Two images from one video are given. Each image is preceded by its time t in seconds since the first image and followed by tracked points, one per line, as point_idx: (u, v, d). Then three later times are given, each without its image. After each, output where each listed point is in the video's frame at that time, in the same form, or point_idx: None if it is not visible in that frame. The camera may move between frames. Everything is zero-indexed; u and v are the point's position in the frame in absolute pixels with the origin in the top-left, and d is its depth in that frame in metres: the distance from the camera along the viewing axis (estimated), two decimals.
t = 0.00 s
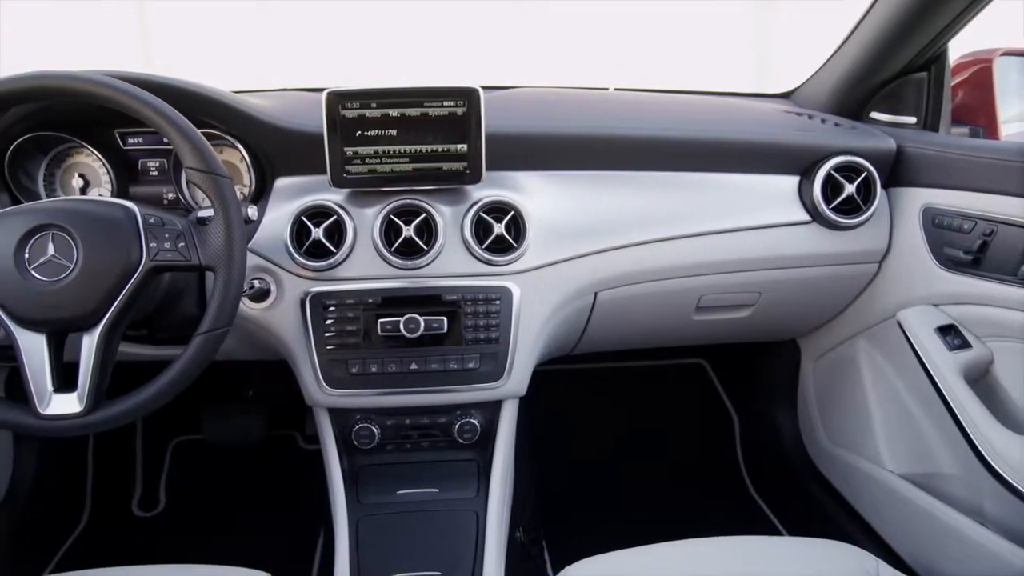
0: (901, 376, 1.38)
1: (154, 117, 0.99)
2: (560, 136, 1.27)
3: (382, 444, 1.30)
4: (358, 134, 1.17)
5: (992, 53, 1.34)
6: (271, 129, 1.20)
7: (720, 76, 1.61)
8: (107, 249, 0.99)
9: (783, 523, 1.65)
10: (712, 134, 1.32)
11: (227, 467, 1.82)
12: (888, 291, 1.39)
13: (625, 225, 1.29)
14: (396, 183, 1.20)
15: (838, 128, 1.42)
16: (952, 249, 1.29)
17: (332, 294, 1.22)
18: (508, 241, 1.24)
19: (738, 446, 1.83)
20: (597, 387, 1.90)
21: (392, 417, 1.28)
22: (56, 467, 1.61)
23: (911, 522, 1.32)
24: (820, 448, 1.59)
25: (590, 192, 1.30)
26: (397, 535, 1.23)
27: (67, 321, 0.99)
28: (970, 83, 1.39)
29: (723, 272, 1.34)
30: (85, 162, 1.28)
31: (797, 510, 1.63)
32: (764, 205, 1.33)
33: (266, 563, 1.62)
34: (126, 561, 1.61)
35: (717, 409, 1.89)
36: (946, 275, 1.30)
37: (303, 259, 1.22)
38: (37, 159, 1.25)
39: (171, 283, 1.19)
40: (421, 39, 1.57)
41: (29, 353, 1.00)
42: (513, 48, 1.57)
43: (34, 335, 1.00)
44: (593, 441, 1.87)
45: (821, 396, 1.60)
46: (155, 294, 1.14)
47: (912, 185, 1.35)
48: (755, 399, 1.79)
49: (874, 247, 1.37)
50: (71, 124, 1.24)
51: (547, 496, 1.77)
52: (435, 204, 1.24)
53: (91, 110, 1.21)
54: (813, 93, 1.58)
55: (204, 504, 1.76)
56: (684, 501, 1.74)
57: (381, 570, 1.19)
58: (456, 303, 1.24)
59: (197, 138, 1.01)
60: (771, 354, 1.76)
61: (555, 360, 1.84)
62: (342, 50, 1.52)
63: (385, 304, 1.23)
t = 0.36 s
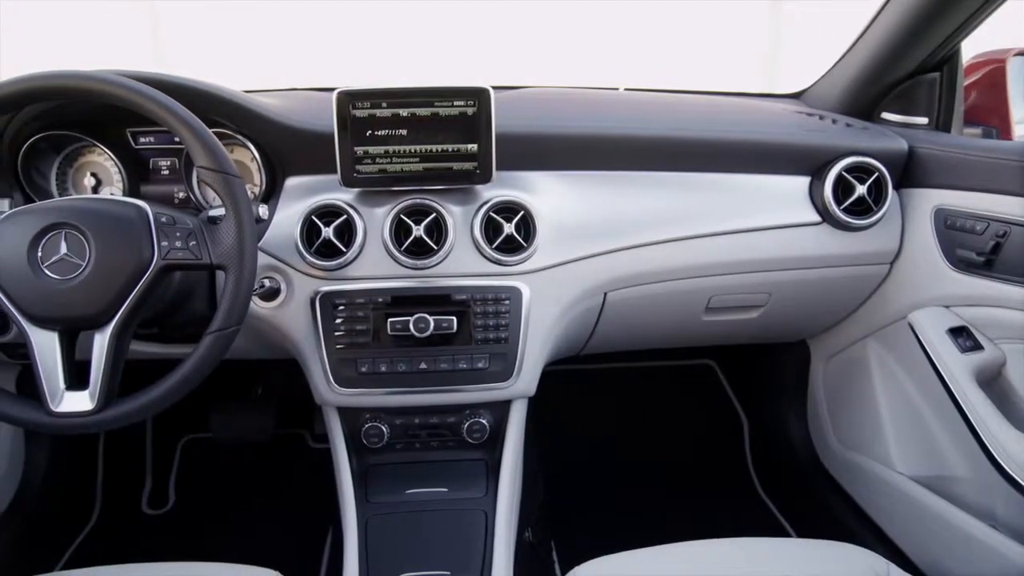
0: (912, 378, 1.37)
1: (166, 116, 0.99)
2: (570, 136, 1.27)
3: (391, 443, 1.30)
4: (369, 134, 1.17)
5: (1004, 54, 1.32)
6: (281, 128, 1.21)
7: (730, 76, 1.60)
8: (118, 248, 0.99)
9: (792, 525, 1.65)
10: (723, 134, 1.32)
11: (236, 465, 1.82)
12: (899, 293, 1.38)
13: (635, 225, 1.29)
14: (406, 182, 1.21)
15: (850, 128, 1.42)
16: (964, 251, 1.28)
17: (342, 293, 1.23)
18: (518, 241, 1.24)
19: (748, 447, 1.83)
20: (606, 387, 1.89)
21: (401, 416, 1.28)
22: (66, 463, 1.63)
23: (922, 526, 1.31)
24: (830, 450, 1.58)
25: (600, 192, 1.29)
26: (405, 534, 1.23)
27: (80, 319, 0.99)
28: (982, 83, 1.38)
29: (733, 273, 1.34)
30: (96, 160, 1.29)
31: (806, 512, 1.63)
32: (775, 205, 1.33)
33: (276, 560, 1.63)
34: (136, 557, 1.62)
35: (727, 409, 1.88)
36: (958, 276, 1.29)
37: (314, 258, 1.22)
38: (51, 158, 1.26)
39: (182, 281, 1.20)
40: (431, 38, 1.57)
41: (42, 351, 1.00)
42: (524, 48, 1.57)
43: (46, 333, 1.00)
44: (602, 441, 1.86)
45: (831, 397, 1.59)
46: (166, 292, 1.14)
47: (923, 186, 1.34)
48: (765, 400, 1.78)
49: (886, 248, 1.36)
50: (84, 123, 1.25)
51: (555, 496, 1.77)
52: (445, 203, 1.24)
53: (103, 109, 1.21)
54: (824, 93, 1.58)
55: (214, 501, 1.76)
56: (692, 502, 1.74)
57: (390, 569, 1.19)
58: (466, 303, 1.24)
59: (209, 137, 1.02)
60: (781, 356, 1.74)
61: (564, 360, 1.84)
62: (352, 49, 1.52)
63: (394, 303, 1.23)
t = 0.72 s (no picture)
0: (923, 380, 1.37)
1: (180, 116, 0.99)
2: (581, 135, 1.27)
3: (401, 442, 1.30)
4: (380, 134, 1.18)
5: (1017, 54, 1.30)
6: (293, 128, 1.21)
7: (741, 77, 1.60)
8: (131, 247, 1.00)
9: (801, 526, 1.64)
10: (734, 134, 1.31)
11: (246, 463, 1.83)
12: (910, 294, 1.38)
13: (646, 225, 1.29)
14: (417, 182, 1.21)
15: (861, 129, 1.41)
16: (978, 253, 1.27)
17: (353, 292, 1.23)
18: (529, 241, 1.24)
19: (757, 449, 1.82)
20: (614, 387, 1.89)
21: (411, 416, 1.28)
22: (77, 461, 1.64)
23: (931, 530, 1.30)
24: (841, 452, 1.58)
25: (610, 192, 1.29)
26: (415, 533, 1.23)
27: (92, 317, 1.00)
28: (995, 83, 1.36)
29: (744, 273, 1.34)
30: (109, 160, 1.29)
31: (816, 514, 1.62)
32: (786, 206, 1.32)
33: (286, 558, 1.63)
34: (146, 554, 1.63)
35: (736, 410, 1.88)
36: (971, 278, 1.28)
37: (324, 258, 1.22)
38: (64, 157, 1.28)
39: (193, 280, 1.20)
40: (442, 39, 1.57)
41: (55, 348, 1.01)
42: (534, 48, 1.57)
43: (59, 330, 1.01)
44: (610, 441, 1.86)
45: (841, 399, 1.58)
46: (177, 291, 1.15)
47: (936, 187, 1.34)
48: (774, 401, 1.78)
49: (898, 249, 1.36)
50: (96, 122, 1.25)
51: (563, 495, 1.77)
52: (455, 203, 1.24)
53: (115, 108, 1.22)
54: (834, 92, 1.57)
55: (224, 498, 1.77)
56: (700, 503, 1.74)
57: (399, 569, 1.19)
58: (476, 302, 1.24)
59: (221, 137, 1.02)
60: (791, 358, 1.73)
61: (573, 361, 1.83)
62: (363, 50, 1.52)
63: (404, 302, 1.23)
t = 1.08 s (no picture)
0: (935, 382, 1.36)
1: (192, 115, 1.00)
2: (591, 135, 1.27)
3: (410, 442, 1.30)
4: (391, 134, 1.18)
5: None
6: (304, 127, 1.21)
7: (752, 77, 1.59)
8: (143, 246, 1.00)
9: (811, 528, 1.64)
10: (745, 135, 1.31)
11: (255, 462, 1.84)
12: (922, 296, 1.37)
13: (656, 225, 1.29)
14: (427, 182, 1.21)
15: (873, 129, 1.40)
16: (991, 254, 1.26)
17: (363, 292, 1.23)
18: (539, 241, 1.24)
19: (766, 451, 1.81)
20: (623, 388, 1.89)
21: (420, 415, 1.28)
22: (88, 458, 1.65)
23: (944, 533, 1.30)
24: (851, 454, 1.57)
25: (620, 192, 1.29)
26: (424, 532, 1.23)
27: (104, 315, 1.00)
28: (1010, 83, 1.35)
29: (754, 274, 1.33)
30: (121, 159, 1.30)
31: (826, 516, 1.61)
32: (797, 207, 1.32)
33: (294, 557, 1.64)
34: (155, 551, 1.63)
35: (745, 411, 1.87)
36: (983, 279, 1.27)
37: (335, 257, 1.22)
38: (76, 156, 1.29)
39: (205, 280, 1.21)
40: (452, 38, 1.57)
41: (68, 346, 1.01)
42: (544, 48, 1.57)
43: (72, 328, 1.01)
44: (619, 442, 1.86)
45: (851, 401, 1.58)
46: (189, 290, 1.15)
47: (948, 188, 1.33)
48: (783, 403, 1.77)
49: (909, 250, 1.35)
50: (108, 122, 1.26)
51: (571, 495, 1.77)
52: (466, 203, 1.24)
53: (127, 108, 1.23)
54: (846, 93, 1.57)
55: (233, 496, 1.77)
56: (709, 504, 1.73)
57: (409, 568, 1.19)
58: (486, 302, 1.24)
59: (233, 136, 1.02)
60: (798, 359, 1.73)
61: (582, 361, 1.84)
62: (374, 49, 1.52)
63: (414, 302, 1.23)
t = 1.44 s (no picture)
0: (947, 384, 1.35)
1: (205, 115, 1.00)
2: (602, 135, 1.26)
3: (419, 441, 1.30)
4: (402, 133, 1.18)
5: None
6: (316, 127, 1.22)
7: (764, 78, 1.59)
8: (156, 244, 1.01)
9: (821, 530, 1.63)
10: (756, 135, 1.30)
11: (264, 460, 1.84)
12: (934, 298, 1.36)
13: (667, 225, 1.29)
14: (439, 182, 1.21)
15: (886, 130, 1.40)
16: (1004, 255, 1.25)
17: (374, 291, 1.23)
18: (550, 241, 1.24)
19: (777, 453, 1.81)
20: (633, 389, 1.89)
21: (430, 414, 1.29)
22: (99, 455, 1.66)
23: (959, 536, 1.29)
24: (862, 456, 1.56)
25: (631, 192, 1.29)
26: (435, 532, 1.24)
27: (117, 314, 1.01)
28: None
29: (765, 275, 1.33)
30: (134, 158, 1.31)
31: (837, 518, 1.60)
32: (808, 208, 1.31)
33: (304, 555, 1.64)
34: (165, 549, 1.64)
35: (756, 414, 1.86)
36: (996, 281, 1.27)
37: (346, 256, 1.23)
38: (89, 156, 1.29)
39: (216, 279, 1.21)
40: (463, 38, 1.57)
41: (81, 344, 1.02)
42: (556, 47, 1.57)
43: (85, 327, 1.02)
44: (628, 442, 1.86)
45: (862, 403, 1.57)
46: (200, 288, 1.16)
47: (962, 189, 1.31)
48: (793, 404, 1.76)
49: (922, 251, 1.34)
50: (121, 121, 1.27)
51: (580, 496, 1.76)
52: (477, 203, 1.24)
53: (139, 108, 1.24)
54: (858, 93, 1.56)
55: (243, 495, 1.78)
56: (718, 506, 1.73)
57: (420, 567, 1.20)
58: (496, 302, 1.24)
59: (245, 136, 1.03)
60: (809, 361, 1.72)
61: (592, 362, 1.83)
62: (384, 49, 1.52)
63: (425, 301, 1.23)
